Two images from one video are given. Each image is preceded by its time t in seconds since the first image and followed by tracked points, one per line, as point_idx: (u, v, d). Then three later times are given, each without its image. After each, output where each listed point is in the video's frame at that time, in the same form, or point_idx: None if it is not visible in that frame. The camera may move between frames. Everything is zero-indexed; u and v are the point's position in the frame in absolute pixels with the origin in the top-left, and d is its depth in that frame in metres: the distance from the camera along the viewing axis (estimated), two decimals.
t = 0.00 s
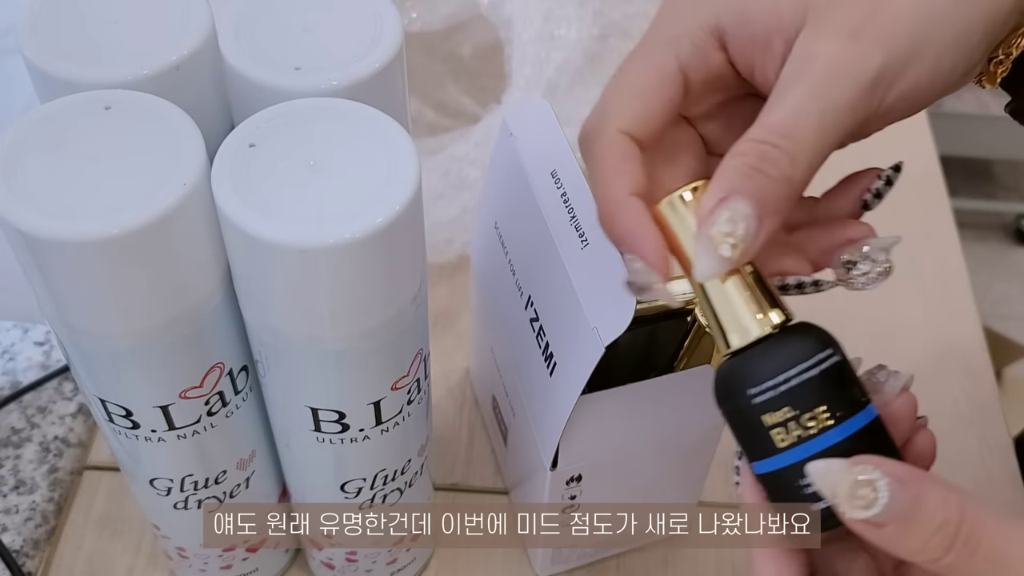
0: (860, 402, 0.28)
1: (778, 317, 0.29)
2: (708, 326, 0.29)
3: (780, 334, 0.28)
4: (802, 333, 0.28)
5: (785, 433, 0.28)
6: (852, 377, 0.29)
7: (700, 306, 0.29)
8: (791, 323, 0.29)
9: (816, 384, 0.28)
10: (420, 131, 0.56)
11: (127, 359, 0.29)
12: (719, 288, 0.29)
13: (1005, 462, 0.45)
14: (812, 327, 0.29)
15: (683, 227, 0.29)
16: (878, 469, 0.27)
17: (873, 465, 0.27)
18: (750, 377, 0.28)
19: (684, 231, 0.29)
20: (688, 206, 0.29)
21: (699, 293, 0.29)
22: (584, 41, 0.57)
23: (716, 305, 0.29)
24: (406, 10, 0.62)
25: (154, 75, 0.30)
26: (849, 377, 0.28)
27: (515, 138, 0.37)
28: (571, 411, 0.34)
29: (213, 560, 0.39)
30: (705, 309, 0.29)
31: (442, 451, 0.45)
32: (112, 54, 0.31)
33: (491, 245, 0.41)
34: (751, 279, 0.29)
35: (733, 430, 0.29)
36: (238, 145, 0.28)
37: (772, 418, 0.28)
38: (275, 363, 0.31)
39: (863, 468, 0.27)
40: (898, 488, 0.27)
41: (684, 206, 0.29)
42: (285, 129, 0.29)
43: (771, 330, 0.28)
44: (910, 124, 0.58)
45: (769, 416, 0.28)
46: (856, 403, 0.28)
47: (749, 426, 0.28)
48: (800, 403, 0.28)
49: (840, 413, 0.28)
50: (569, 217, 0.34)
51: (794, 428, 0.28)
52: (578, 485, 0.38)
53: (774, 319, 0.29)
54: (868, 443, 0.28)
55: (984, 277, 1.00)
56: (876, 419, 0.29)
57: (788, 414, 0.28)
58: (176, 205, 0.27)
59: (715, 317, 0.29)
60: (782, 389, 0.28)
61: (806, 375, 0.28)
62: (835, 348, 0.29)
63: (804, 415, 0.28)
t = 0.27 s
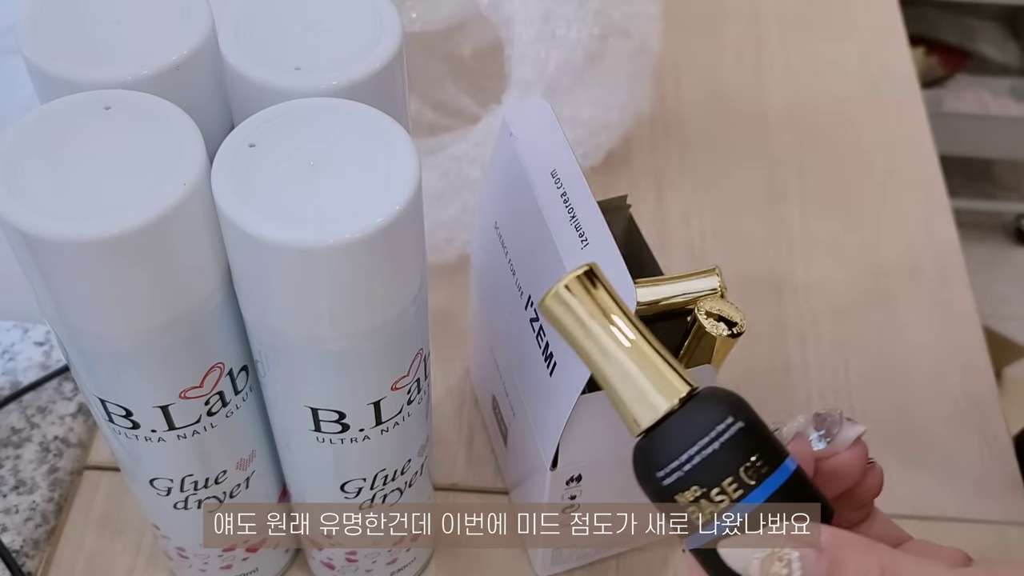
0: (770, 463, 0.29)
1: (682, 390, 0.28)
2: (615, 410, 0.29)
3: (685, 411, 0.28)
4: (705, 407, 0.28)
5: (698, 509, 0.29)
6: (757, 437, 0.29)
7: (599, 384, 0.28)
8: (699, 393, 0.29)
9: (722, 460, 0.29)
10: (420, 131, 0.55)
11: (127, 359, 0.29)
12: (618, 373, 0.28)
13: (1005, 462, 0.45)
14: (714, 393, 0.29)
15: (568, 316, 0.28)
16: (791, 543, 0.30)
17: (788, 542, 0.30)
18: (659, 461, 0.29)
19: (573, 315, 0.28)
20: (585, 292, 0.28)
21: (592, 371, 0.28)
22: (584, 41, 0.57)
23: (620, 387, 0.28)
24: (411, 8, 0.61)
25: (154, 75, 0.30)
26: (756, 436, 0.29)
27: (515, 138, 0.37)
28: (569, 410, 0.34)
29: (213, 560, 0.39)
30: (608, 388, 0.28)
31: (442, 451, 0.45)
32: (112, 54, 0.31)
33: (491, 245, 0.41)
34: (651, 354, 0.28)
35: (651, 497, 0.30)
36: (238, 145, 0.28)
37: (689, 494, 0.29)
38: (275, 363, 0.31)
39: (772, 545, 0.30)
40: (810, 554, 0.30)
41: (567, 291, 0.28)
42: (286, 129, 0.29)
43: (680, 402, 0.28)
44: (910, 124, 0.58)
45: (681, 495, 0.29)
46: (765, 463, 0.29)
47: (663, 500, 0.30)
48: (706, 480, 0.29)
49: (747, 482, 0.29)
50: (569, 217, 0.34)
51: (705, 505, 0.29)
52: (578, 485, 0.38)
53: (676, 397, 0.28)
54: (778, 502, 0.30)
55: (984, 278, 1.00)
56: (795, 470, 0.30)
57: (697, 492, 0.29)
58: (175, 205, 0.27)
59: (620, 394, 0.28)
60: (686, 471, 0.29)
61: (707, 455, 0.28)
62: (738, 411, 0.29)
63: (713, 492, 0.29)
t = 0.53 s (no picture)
0: (721, 453, 0.29)
1: (632, 383, 0.29)
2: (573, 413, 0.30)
3: (633, 405, 0.29)
4: (655, 400, 0.29)
5: (653, 507, 0.29)
6: (712, 428, 0.29)
7: (553, 385, 0.30)
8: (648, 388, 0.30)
9: (674, 452, 0.29)
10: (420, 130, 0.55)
11: (126, 360, 0.29)
12: (567, 370, 0.30)
13: (1008, 463, 0.44)
14: (665, 388, 0.30)
15: (517, 318, 0.30)
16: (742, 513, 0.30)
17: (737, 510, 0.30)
18: (613, 457, 0.29)
19: (521, 318, 0.30)
20: (531, 292, 0.30)
21: (545, 372, 0.30)
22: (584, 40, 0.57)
23: (570, 385, 0.30)
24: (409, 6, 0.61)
25: (152, 75, 0.30)
26: (711, 427, 0.29)
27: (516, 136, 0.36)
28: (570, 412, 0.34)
29: (212, 561, 0.39)
30: (560, 388, 0.30)
31: (442, 451, 0.45)
32: (110, 53, 0.30)
33: (491, 245, 0.41)
34: (597, 350, 0.30)
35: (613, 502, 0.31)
36: (237, 144, 0.28)
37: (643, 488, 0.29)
38: (275, 363, 0.31)
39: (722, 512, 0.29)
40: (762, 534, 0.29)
41: (513, 294, 0.30)
42: (285, 128, 0.29)
43: (630, 398, 0.29)
44: (912, 123, 0.58)
45: (635, 493, 0.29)
46: (720, 453, 0.29)
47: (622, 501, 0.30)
48: (659, 474, 0.29)
49: (700, 474, 0.29)
50: (569, 217, 0.33)
51: (659, 501, 0.29)
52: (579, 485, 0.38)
53: (625, 390, 0.29)
54: (734, 493, 0.30)
55: (987, 278, 1.00)
56: (753, 462, 0.30)
57: (650, 488, 0.29)
58: (174, 204, 0.26)
59: (572, 393, 0.30)
60: (637, 468, 0.29)
61: (660, 447, 0.29)
62: (690, 403, 0.30)
63: (666, 487, 0.29)
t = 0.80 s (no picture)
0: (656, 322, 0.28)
1: (564, 251, 0.28)
2: (500, 279, 0.29)
3: (565, 271, 0.28)
4: (586, 268, 0.28)
5: (581, 370, 0.28)
6: (646, 298, 0.28)
7: (483, 248, 0.29)
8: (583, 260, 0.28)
9: (604, 316, 0.27)
10: (419, 128, 0.55)
11: (125, 359, 0.29)
12: (496, 230, 0.28)
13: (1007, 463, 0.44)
14: (598, 259, 0.28)
15: (448, 172, 0.29)
16: (676, 395, 0.27)
17: (670, 393, 0.27)
18: (543, 316, 0.28)
19: (455, 176, 0.29)
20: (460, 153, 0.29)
21: (475, 232, 0.29)
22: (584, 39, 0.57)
23: (498, 246, 0.28)
24: (408, 5, 0.61)
25: (152, 75, 0.30)
26: (644, 295, 0.28)
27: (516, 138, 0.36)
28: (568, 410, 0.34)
29: (212, 561, 0.39)
30: (488, 248, 0.29)
31: (441, 451, 0.45)
32: (111, 53, 0.30)
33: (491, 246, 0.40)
34: (531, 217, 0.29)
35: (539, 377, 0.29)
36: (237, 145, 0.28)
37: (567, 351, 0.28)
38: (274, 363, 0.31)
39: (654, 395, 0.27)
40: (696, 414, 0.27)
41: (448, 153, 0.29)
42: (285, 128, 0.28)
43: (560, 265, 0.28)
44: (913, 124, 0.57)
45: (564, 355, 0.28)
46: (652, 322, 0.28)
47: (547, 368, 0.28)
48: (590, 335, 0.27)
49: (631, 340, 0.27)
50: (568, 217, 0.33)
51: (588, 364, 0.27)
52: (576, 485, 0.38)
53: (557, 256, 0.28)
54: (666, 368, 0.28)
55: (988, 279, 1.00)
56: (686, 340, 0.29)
57: (580, 349, 0.27)
58: (174, 204, 0.26)
59: (501, 253, 0.28)
60: (568, 328, 0.27)
61: (592, 311, 0.27)
62: (623, 272, 0.28)
63: (596, 349, 0.27)
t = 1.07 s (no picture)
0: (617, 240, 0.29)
1: (530, 162, 0.29)
2: (458, 174, 0.30)
3: (535, 183, 0.29)
4: (555, 182, 0.29)
5: (541, 281, 0.29)
6: (610, 218, 0.30)
7: (446, 146, 0.30)
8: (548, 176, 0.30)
9: (570, 230, 0.29)
10: (419, 127, 0.55)
11: (125, 359, 0.29)
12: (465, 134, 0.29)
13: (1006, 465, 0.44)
14: (565, 173, 0.30)
15: (420, 68, 0.29)
16: (642, 315, 0.28)
17: (638, 312, 0.28)
18: (510, 223, 0.29)
19: (426, 73, 0.29)
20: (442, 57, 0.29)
21: (441, 131, 0.29)
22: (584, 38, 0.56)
23: (464, 151, 0.29)
24: (408, 4, 0.61)
25: (152, 75, 0.30)
26: (606, 216, 0.30)
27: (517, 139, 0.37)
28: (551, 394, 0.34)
29: (212, 561, 0.39)
30: (453, 149, 0.29)
31: (441, 452, 0.45)
32: (110, 53, 0.30)
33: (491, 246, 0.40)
34: (502, 124, 0.29)
35: (494, 284, 0.30)
36: (237, 145, 0.28)
37: (527, 266, 0.29)
38: (274, 364, 0.31)
39: (628, 314, 0.28)
40: (660, 334, 0.28)
41: (421, 45, 0.29)
42: (285, 127, 0.28)
43: (526, 176, 0.29)
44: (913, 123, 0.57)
45: (525, 265, 0.29)
46: (614, 241, 0.29)
47: (504, 278, 0.29)
48: (554, 248, 0.29)
49: (595, 257, 0.29)
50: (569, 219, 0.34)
51: (549, 275, 0.29)
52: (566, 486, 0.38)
53: (523, 167, 0.29)
54: (625, 287, 0.29)
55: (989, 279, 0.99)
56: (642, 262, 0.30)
57: (543, 260, 0.29)
58: (174, 204, 0.26)
59: (466, 157, 0.29)
60: (534, 238, 0.29)
61: (559, 222, 0.29)
62: (591, 193, 0.30)
63: (559, 261, 0.29)
